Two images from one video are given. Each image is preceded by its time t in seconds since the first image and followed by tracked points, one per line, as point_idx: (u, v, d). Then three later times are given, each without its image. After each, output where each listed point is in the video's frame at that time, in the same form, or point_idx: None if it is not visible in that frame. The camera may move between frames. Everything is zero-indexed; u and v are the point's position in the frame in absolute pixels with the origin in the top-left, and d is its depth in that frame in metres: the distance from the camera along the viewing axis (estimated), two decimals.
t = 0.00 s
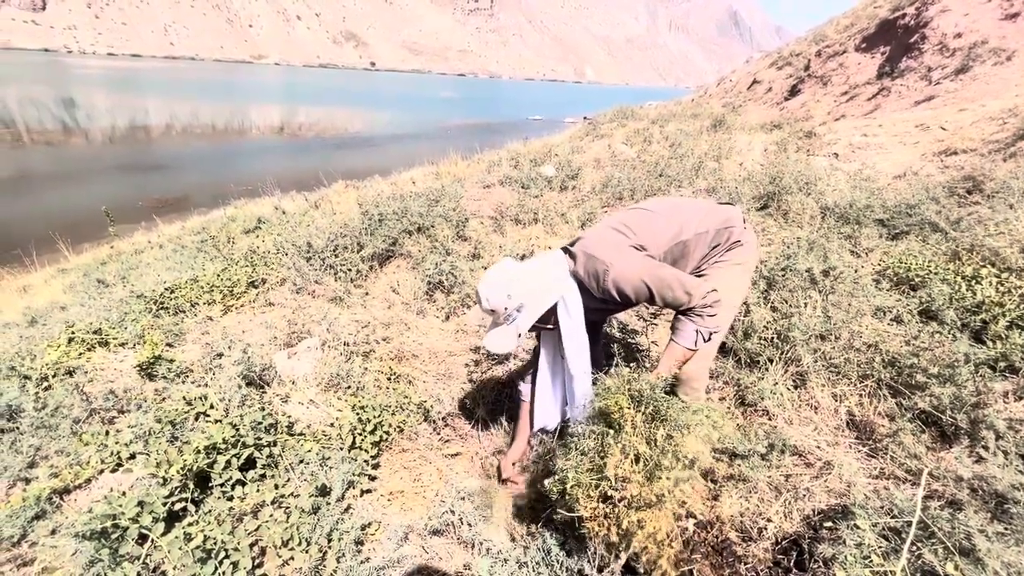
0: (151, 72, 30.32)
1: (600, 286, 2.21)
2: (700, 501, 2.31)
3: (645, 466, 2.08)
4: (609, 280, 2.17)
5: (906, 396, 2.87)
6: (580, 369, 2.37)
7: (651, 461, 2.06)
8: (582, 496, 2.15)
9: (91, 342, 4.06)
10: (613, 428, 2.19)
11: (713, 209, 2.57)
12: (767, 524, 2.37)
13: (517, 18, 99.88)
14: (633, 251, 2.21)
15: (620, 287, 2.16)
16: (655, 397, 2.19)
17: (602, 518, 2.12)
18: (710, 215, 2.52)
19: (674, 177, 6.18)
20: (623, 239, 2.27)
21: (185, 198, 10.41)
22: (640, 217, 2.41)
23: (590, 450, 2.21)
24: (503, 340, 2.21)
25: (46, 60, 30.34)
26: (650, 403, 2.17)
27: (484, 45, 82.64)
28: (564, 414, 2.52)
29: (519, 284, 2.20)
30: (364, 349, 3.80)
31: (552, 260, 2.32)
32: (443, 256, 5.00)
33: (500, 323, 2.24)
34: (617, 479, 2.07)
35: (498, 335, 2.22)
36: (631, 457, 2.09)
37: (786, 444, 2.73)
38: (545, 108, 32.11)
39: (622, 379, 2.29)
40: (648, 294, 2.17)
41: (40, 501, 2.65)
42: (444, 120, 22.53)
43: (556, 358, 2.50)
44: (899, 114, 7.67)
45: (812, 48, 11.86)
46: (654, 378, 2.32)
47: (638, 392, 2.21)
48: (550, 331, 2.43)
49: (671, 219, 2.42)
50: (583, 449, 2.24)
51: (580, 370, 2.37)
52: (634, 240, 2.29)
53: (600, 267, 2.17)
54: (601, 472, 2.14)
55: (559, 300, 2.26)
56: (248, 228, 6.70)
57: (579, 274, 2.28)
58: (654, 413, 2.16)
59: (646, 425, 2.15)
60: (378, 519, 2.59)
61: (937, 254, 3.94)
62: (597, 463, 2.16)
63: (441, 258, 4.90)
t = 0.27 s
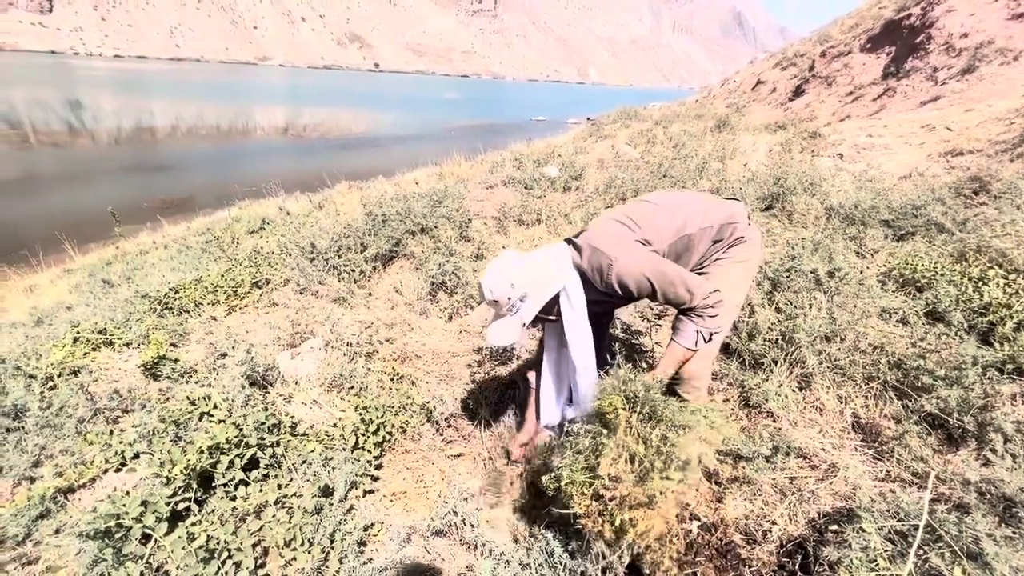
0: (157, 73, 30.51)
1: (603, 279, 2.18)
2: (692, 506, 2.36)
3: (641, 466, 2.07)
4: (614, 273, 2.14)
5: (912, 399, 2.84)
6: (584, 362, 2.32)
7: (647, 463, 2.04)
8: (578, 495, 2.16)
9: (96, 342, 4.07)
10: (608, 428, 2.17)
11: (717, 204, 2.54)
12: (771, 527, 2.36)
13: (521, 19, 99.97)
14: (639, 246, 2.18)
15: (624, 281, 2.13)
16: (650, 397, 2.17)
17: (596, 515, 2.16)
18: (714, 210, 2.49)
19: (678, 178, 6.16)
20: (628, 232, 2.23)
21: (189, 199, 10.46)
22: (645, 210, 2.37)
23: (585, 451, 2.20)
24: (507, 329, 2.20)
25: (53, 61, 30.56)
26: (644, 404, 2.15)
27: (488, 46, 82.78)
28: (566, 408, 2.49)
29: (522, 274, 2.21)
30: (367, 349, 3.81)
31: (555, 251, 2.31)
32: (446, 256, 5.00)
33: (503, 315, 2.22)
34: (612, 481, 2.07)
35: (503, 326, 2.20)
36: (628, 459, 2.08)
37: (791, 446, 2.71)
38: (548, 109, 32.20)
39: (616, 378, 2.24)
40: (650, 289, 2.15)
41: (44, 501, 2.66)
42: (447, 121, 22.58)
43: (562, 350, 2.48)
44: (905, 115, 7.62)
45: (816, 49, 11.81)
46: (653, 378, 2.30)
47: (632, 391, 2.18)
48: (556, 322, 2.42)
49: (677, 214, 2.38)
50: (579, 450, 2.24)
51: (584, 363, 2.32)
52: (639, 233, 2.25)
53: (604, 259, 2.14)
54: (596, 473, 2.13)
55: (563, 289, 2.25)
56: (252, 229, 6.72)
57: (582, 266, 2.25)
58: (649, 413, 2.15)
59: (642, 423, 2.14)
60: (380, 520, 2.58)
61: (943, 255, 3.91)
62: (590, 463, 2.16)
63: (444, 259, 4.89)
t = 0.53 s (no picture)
0: (163, 75, 30.71)
1: (606, 283, 2.18)
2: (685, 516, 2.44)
3: (648, 467, 2.06)
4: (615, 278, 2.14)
5: (920, 402, 2.82)
6: (587, 363, 2.32)
7: (653, 463, 2.04)
8: (584, 497, 2.16)
9: (103, 343, 4.10)
10: (615, 429, 2.14)
11: (721, 204, 2.52)
12: (778, 531, 2.35)
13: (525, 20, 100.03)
14: (643, 249, 2.16)
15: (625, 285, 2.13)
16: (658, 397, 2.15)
17: (601, 517, 2.17)
18: (718, 210, 2.47)
19: (682, 179, 6.14)
20: (631, 235, 2.21)
21: (195, 200, 10.52)
22: (648, 211, 2.35)
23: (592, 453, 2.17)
24: (510, 336, 2.23)
25: (61, 64, 30.82)
26: (652, 405, 2.12)
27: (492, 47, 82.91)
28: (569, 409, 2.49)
29: (526, 279, 2.19)
30: (372, 351, 3.81)
31: (557, 253, 2.30)
32: (451, 258, 5.01)
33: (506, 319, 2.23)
34: (619, 483, 2.06)
35: (507, 333, 2.23)
36: (634, 460, 2.06)
37: (798, 450, 2.69)
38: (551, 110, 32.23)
39: (623, 378, 2.21)
40: (653, 293, 2.15)
41: (52, 501, 2.67)
42: (451, 122, 22.64)
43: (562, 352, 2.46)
44: (911, 116, 7.58)
45: (822, 49, 11.76)
46: (656, 380, 2.28)
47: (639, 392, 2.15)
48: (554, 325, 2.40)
49: (681, 215, 2.36)
50: (585, 450, 2.20)
51: (587, 364, 2.32)
52: (643, 236, 2.23)
53: (606, 263, 2.14)
54: (603, 474, 2.13)
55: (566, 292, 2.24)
56: (257, 230, 6.74)
57: (584, 270, 2.25)
58: (656, 415, 2.12)
59: (647, 425, 2.12)
60: (385, 522, 2.58)
61: (951, 257, 3.88)
62: (597, 464, 2.13)
63: (448, 260, 4.90)
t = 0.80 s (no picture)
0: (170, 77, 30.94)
1: (610, 282, 2.17)
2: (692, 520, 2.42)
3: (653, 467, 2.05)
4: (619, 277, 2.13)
5: (929, 406, 2.80)
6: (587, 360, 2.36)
7: (660, 463, 2.02)
8: (589, 497, 2.14)
9: (111, 343, 4.13)
10: (621, 429, 2.13)
11: (729, 202, 2.48)
12: (785, 535, 2.33)
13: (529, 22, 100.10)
14: (649, 249, 2.13)
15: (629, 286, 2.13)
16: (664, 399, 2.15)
17: (607, 518, 2.15)
18: (725, 208, 2.44)
19: (688, 180, 6.12)
20: (639, 232, 2.18)
21: (201, 201, 10.58)
22: (657, 207, 2.31)
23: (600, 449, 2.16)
24: (515, 329, 2.20)
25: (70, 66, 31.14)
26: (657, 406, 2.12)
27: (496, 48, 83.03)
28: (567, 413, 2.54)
29: (530, 272, 2.19)
30: (377, 352, 3.82)
31: (558, 244, 2.29)
32: (456, 259, 5.01)
33: (510, 312, 2.21)
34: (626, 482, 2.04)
35: (511, 326, 2.20)
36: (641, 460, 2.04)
37: (804, 454, 2.67)
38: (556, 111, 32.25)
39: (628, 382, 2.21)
40: (658, 294, 2.15)
41: (61, 500, 2.69)
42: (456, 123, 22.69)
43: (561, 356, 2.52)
44: (919, 116, 7.52)
45: (828, 50, 11.70)
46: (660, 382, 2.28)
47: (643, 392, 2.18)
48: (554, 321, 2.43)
49: (689, 212, 2.32)
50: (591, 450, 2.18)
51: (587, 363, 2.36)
52: (650, 234, 2.20)
53: (610, 262, 2.12)
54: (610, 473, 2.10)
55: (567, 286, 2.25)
56: (263, 231, 6.77)
57: (589, 266, 2.22)
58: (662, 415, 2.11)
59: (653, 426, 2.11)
60: (391, 523, 2.58)
61: (960, 260, 3.85)
62: (602, 467, 2.12)
63: (453, 262, 4.91)
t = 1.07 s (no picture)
0: (177, 79, 31.16)
1: (619, 268, 2.13)
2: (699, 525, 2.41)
3: (659, 468, 2.07)
4: (629, 265, 2.09)
5: (938, 409, 2.78)
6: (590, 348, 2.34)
7: (667, 464, 2.03)
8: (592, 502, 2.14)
9: (119, 344, 4.16)
10: (626, 433, 2.15)
11: (740, 197, 2.46)
12: (792, 538, 2.32)
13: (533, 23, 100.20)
14: (661, 238, 2.10)
15: (636, 275, 2.11)
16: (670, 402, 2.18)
17: (616, 521, 2.12)
18: (735, 203, 2.42)
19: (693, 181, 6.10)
20: (652, 221, 2.14)
21: (207, 203, 10.64)
22: (670, 196, 2.27)
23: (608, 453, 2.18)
24: (523, 306, 2.16)
25: (78, 69, 31.46)
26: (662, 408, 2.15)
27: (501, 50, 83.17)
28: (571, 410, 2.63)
29: (533, 248, 2.15)
30: (383, 354, 3.83)
31: (566, 225, 2.25)
32: (461, 261, 5.02)
33: (516, 290, 2.18)
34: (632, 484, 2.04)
35: (519, 303, 2.16)
36: (648, 463, 2.05)
37: (812, 456, 2.66)
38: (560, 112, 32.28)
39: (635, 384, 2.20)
40: (664, 285, 2.14)
41: (70, 499, 2.72)
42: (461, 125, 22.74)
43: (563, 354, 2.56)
44: (927, 116, 7.47)
45: (835, 50, 11.63)
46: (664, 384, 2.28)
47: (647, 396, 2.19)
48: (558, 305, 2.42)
49: (701, 205, 2.30)
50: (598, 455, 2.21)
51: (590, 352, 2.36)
52: (663, 223, 2.16)
53: (621, 248, 2.08)
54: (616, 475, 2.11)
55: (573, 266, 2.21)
56: (269, 232, 6.81)
57: (598, 250, 2.17)
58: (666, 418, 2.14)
59: (658, 429, 2.13)
60: (396, 525, 2.58)
61: (969, 262, 3.82)
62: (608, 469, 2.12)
63: (459, 263, 4.92)
